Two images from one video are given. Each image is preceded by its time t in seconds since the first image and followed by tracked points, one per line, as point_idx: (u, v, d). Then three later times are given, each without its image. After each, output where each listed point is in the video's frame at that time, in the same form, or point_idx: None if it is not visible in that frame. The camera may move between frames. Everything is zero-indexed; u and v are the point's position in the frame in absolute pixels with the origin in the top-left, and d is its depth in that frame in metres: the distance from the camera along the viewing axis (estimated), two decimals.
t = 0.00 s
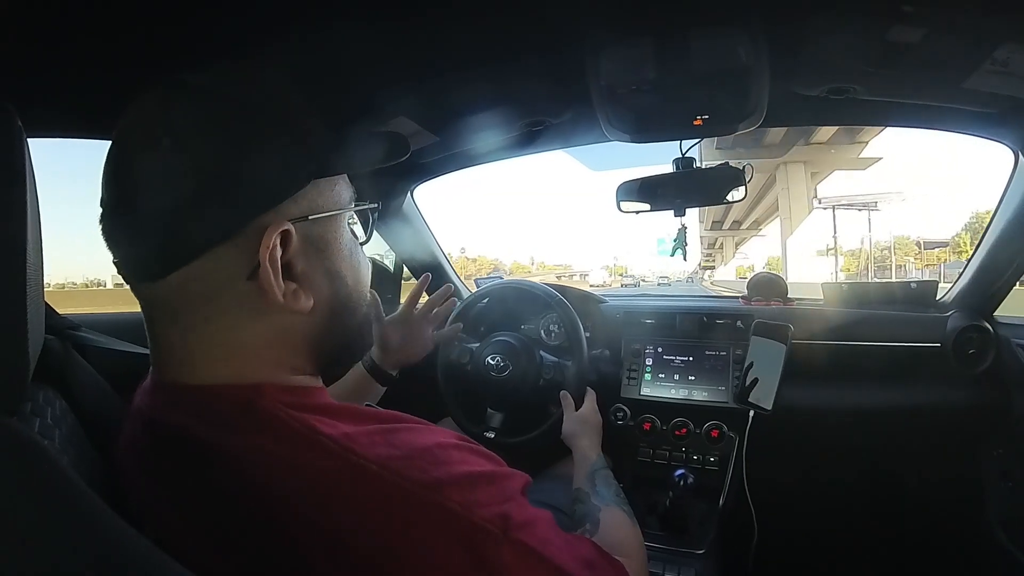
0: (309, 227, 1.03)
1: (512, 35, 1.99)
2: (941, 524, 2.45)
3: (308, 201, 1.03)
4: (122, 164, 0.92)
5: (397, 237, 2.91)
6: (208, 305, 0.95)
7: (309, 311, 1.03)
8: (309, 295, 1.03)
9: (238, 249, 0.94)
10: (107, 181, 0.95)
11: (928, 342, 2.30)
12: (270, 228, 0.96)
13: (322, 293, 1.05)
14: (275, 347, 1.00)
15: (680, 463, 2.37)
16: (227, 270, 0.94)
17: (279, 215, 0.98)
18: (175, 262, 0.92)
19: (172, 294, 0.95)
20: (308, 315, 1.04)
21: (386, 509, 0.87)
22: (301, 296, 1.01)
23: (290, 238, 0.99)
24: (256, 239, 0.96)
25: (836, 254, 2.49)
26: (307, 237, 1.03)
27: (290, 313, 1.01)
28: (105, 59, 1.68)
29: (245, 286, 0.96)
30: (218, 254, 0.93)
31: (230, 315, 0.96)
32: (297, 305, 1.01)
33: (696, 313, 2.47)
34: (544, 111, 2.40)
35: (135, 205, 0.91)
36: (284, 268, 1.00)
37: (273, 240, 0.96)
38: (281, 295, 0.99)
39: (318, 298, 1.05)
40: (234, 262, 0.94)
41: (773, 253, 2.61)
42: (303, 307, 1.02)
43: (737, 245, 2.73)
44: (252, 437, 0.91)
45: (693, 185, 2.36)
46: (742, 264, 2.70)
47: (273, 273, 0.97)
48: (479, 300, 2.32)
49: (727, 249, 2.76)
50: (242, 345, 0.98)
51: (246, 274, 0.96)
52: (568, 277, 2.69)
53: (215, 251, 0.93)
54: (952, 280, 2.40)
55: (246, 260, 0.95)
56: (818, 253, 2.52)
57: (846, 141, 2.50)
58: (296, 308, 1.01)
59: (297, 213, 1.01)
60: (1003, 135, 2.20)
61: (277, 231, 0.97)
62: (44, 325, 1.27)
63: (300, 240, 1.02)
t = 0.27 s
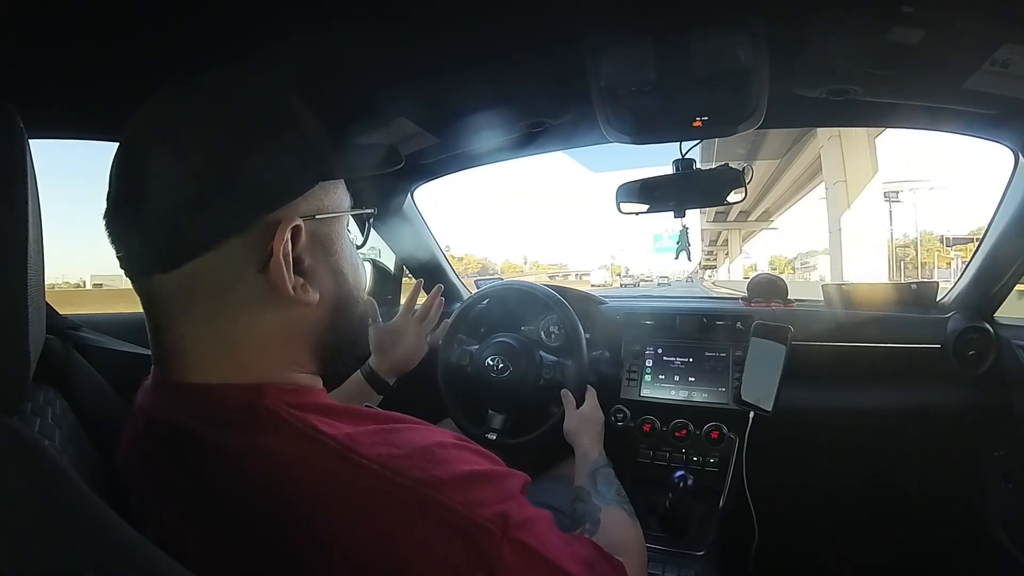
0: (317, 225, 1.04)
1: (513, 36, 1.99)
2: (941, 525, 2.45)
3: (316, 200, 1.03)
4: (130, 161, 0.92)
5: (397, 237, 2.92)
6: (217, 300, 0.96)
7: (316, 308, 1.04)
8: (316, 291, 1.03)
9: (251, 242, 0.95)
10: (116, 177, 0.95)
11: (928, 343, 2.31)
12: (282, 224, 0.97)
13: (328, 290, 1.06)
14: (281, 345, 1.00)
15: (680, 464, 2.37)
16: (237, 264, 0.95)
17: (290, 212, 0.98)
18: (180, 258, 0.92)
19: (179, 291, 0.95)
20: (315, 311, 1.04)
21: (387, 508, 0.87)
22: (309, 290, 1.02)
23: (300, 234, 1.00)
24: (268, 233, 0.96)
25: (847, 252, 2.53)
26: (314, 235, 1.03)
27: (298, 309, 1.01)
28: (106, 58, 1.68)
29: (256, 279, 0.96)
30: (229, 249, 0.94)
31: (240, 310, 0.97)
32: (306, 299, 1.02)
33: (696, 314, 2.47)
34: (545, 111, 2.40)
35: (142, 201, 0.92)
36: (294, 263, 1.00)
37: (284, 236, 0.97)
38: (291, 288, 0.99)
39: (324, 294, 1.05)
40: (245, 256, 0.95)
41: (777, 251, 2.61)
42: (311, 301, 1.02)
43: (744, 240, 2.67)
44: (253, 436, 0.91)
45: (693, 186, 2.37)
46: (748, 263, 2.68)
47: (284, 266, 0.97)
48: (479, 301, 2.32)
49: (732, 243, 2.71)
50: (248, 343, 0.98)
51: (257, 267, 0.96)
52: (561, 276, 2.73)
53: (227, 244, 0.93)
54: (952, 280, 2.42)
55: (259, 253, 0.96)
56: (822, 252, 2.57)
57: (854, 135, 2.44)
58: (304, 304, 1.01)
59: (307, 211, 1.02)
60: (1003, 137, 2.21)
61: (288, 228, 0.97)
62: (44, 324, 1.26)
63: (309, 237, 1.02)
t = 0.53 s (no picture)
0: (312, 224, 1.03)
1: (513, 35, 1.98)
2: (941, 525, 2.45)
3: (311, 198, 1.03)
4: (130, 161, 0.92)
5: (396, 237, 2.93)
6: (213, 301, 0.95)
7: (313, 307, 1.03)
8: (313, 290, 1.03)
9: (245, 242, 0.95)
10: (116, 176, 0.95)
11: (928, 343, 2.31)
12: (275, 224, 0.96)
13: (325, 289, 1.05)
14: (278, 345, 1.00)
15: (679, 464, 2.37)
16: (232, 265, 0.95)
17: (284, 212, 0.98)
18: (179, 258, 0.92)
19: (177, 290, 0.95)
20: (313, 311, 1.04)
21: (385, 508, 0.87)
22: (305, 290, 1.01)
23: (294, 233, 0.99)
24: (261, 234, 0.96)
25: (856, 250, 2.48)
26: (310, 234, 1.03)
27: (294, 309, 1.01)
28: (104, 59, 1.68)
29: (251, 279, 0.96)
30: (224, 249, 0.93)
31: (235, 311, 0.96)
32: (302, 299, 1.01)
33: (695, 314, 2.47)
34: (545, 111, 2.40)
35: (141, 202, 0.92)
36: (288, 263, 0.99)
37: (278, 236, 0.96)
38: (285, 288, 0.98)
39: (321, 294, 1.04)
40: (239, 257, 0.95)
41: (782, 250, 2.62)
42: (307, 300, 1.02)
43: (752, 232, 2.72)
44: (252, 436, 0.91)
45: (692, 186, 2.37)
46: (754, 261, 2.71)
47: (277, 267, 0.96)
48: (478, 301, 2.31)
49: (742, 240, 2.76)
50: (244, 343, 0.97)
51: (252, 267, 0.96)
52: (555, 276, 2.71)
53: (223, 245, 0.93)
54: (951, 280, 2.41)
55: (252, 254, 0.95)
56: (826, 251, 2.56)
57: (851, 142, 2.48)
58: (300, 303, 1.01)
59: (302, 210, 1.01)
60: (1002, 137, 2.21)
61: (282, 227, 0.97)
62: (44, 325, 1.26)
63: (304, 236, 1.02)
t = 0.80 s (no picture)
0: (315, 221, 1.03)
1: (512, 34, 1.98)
2: (939, 523, 2.45)
3: (314, 195, 1.02)
4: (131, 160, 0.92)
5: (395, 236, 2.93)
6: (216, 299, 0.95)
7: (316, 304, 1.03)
8: (316, 287, 1.03)
9: (248, 241, 0.95)
10: (117, 176, 0.95)
11: (928, 342, 2.32)
12: (278, 221, 0.96)
13: (327, 287, 1.05)
14: (279, 343, 1.00)
15: (679, 463, 2.37)
16: (235, 264, 0.95)
17: (287, 209, 0.98)
18: (182, 257, 0.92)
19: (179, 288, 0.95)
20: (316, 308, 1.04)
21: (389, 507, 0.87)
22: (308, 288, 1.01)
23: (297, 231, 0.99)
24: (265, 232, 0.96)
25: (867, 247, 2.46)
26: (313, 231, 1.03)
27: (297, 307, 1.01)
28: (104, 59, 1.68)
29: (254, 278, 0.96)
30: (227, 248, 0.93)
31: (238, 309, 0.96)
32: (306, 297, 1.01)
33: (694, 313, 2.47)
34: (544, 110, 2.40)
35: (142, 201, 0.91)
36: (292, 260, 0.99)
37: (282, 233, 0.96)
38: (290, 286, 0.98)
39: (323, 291, 1.04)
40: (242, 255, 0.95)
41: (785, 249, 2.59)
42: (310, 298, 1.02)
43: (767, 219, 2.59)
44: (253, 436, 0.91)
45: (692, 184, 2.37)
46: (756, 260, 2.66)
47: (281, 264, 0.96)
48: (478, 300, 2.31)
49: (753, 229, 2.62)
50: (246, 341, 0.97)
51: (255, 264, 0.96)
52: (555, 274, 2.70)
53: (226, 244, 0.93)
54: (952, 280, 2.40)
55: (255, 253, 0.95)
56: (832, 250, 2.51)
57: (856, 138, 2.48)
58: (304, 301, 1.01)
59: (305, 207, 1.01)
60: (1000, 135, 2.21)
61: (286, 224, 0.97)
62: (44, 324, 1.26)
63: (307, 233, 1.01)
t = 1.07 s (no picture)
0: (311, 221, 1.03)
1: (511, 34, 1.98)
2: (938, 523, 2.45)
3: (310, 195, 1.03)
4: (126, 161, 0.91)
5: (394, 236, 2.92)
6: (212, 301, 0.96)
7: (312, 304, 1.04)
8: (312, 288, 1.03)
9: (243, 242, 0.95)
10: (110, 177, 0.95)
11: (927, 342, 2.32)
12: (273, 222, 0.96)
13: (323, 287, 1.05)
14: (277, 343, 1.01)
15: (677, 463, 2.37)
16: (231, 266, 0.95)
17: (283, 209, 0.98)
18: (178, 259, 0.92)
19: (175, 289, 0.95)
20: (312, 308, 1.04)
21: (385, 507, 0.87)
22: (304, 288, 1.01)
23: (293, 231, 0.99)
24: (261, 232, 0.96)
25: (878, 246, 2.44)
26: (309, 231, 1.03)
27: (293, 308, 1.01)
28: (105, 60, 1.68)
29: (250, 279, 0.96)
30: (223, 250, 0.94)
31: (234, 311, 0.97)
32: (302, 298, 1.01)
33: (693, 313, 2.47)
34: (544, 110, 2.40)
35: (137, 203, 0.91)
36: (287, 261, 1.00)
37: (277, 234, 0.96)
38: (286, 287, 0.99)
39: (319, 292, 1.05)
40: (238, 257, 0.95)
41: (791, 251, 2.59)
42: (306, 299, 1.02)
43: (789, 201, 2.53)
44: (250, 437, 0.91)
45: (691, 185, 2.39)
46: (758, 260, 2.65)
47: (277, 265, 0.97)
48: (478, 300, 2.31)
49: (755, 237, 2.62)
50: (243, 342, 0.98)
51: (251, 266, 0.96)
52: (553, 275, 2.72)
53: (222, 246, 0.93)
54: (949, 280, 2.42)
55: (251, 254, 0.95)
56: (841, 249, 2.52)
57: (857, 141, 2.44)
58: (300, 301, 1.01)
59: (301, 208, 1.01)
60: (1000, 137, 2.21)
61: (281, 225, 0.97)
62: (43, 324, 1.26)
63: (303, 233, 1.02)
